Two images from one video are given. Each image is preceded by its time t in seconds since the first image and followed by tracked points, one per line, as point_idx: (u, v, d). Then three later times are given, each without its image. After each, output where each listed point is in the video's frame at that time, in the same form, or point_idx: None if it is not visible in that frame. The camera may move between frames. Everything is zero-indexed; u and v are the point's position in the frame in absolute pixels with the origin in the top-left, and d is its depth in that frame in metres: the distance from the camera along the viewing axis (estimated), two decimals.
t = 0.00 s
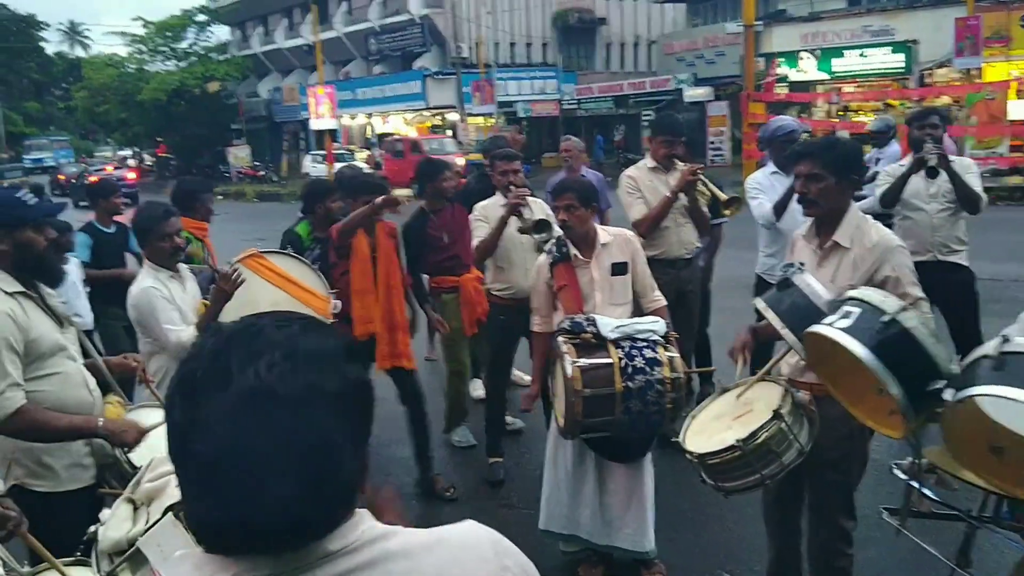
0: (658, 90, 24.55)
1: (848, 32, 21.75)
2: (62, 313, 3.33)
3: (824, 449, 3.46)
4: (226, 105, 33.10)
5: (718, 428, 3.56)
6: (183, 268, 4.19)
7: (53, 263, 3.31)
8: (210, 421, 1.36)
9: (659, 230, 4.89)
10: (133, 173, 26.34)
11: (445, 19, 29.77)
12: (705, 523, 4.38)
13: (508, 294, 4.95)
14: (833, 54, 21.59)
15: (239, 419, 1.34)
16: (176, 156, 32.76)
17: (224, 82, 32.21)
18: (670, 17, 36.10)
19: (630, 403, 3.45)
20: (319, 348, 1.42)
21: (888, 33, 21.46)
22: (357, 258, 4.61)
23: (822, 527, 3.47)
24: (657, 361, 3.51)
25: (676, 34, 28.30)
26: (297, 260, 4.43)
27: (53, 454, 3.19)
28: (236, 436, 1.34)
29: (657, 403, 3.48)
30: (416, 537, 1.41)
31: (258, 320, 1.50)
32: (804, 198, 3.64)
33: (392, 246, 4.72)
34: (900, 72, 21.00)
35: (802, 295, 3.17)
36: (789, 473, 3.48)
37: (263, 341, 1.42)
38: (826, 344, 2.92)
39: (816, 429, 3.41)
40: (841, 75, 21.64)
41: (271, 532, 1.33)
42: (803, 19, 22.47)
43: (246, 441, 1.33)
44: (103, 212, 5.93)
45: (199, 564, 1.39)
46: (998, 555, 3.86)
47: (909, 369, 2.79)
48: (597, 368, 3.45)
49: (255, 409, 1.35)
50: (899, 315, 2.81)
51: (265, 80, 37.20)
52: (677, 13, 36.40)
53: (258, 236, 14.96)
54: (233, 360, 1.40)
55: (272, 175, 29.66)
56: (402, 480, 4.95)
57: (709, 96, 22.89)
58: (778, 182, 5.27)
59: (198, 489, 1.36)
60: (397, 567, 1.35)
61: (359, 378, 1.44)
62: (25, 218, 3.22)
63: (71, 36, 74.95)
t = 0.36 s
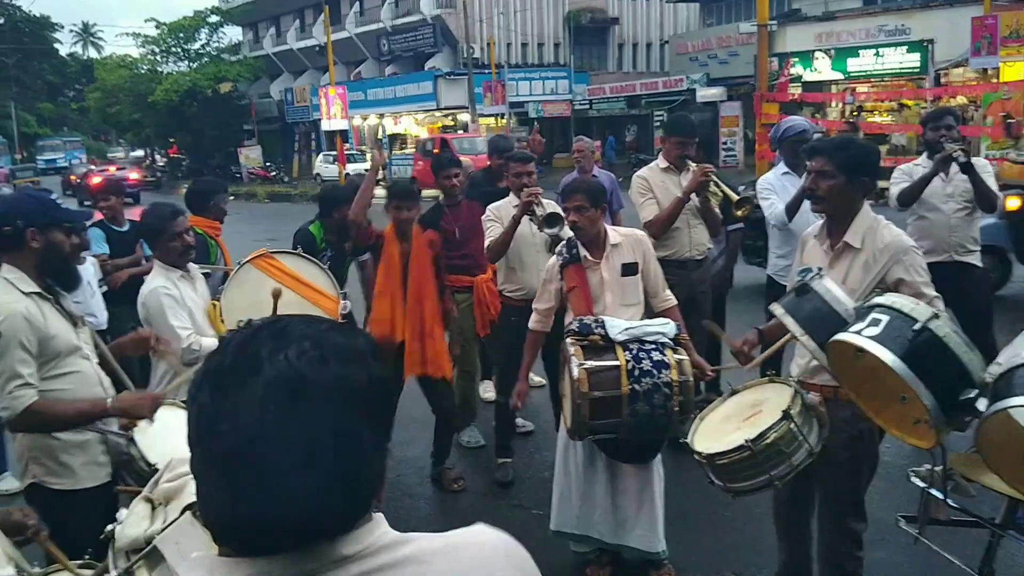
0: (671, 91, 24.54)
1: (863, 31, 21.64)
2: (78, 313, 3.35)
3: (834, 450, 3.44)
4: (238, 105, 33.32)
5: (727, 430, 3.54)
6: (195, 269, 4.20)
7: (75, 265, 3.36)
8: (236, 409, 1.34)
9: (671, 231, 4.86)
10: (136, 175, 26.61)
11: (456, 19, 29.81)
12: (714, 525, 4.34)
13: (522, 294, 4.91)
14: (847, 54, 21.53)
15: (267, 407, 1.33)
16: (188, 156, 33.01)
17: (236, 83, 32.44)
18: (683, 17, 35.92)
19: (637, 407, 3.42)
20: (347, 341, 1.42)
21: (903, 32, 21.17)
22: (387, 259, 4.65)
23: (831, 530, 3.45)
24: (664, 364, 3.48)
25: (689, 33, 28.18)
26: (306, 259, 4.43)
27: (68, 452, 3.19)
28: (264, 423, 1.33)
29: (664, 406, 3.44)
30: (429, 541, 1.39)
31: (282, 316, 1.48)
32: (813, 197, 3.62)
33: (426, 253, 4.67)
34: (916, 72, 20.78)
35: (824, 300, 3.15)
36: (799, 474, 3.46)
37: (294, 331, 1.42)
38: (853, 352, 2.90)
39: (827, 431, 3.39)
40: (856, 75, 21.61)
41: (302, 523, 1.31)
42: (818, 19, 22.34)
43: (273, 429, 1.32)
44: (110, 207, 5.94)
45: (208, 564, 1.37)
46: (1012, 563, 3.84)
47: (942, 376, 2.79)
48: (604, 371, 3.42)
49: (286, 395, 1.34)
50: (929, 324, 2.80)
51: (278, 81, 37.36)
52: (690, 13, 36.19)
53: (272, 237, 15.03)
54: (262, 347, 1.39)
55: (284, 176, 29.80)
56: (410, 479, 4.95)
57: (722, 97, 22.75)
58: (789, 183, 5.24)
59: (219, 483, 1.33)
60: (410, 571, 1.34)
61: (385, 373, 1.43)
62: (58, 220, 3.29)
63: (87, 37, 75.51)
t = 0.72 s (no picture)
0: (682, 91, 24.05)
1: (878, 31, 21.59)
2: (93, 313, 3.37)
3: (847, 454, 3.39)
4: (250, 106, 33.52)
5: (739, 433, 3.51)
6: (205, 268, 4.19)
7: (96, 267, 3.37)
8: (223, 427, 1.34)
9: (684, 232, 4.83)
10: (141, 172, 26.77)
11: (467, 19, 29.86)
12: (726, 527, 4.30)
13: (532, 296, 4.83)
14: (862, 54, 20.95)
15: (252, 427, 1.32)
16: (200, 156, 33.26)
17: (247, 84, 32.66)
18: (695, 18, 35.81)
19: (651, 408, 3.38)
20: (335, 356, 1.39)
21: (919, 32, 21.24)
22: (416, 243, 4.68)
23: (845, 534, 3.40)
24: (678, 365, 3.44)
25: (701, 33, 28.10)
26: (319, 262, 4.43)
27: (80, 448, 3.21)
28: (246, 441, 1.32)
29: (678, 407, 3.41)
30: (427, 546, 1.38)
31: (278, 325, 1.46)
32: (826, 198, 3.59)
33: (454, 240, 4.79)
34: (932, 72, 20.02)
35: (834, 301, 3.09)
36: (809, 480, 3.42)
37: (280, 347, 1.39)
38: (861, 352, 2.86)
39: (839, 433, 3.35)
40: (870, 75, 21.08)
41: (296, 523, 1.31)
42: (832, 18, 22.25)
43: (258, 447, 1.32)
44: (118, 206, 5.98)
45: (215, 562, 1.40)
46: None
47: (946, 375, 2.75)
48: (618, 371, 3.39)
49: (267, 420, 1.32)
50: (933, 323, 2.77)
51: (290, 81, 37.55)
52: (703, 13, 36.09)
53: (286, 235, 15.08)
54: (245, 369, 1.37)
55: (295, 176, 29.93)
56: (420, 478, 4.94)
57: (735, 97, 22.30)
58: (803, 183, 5.19)
59: (214, 496, 1.33)
60: (407, 572, 1.35)
61: (371, 387, 1.40)
62: (86, 230, 3.27)
63: (100, 38, 75.88)
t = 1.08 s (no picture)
0: (695, 91, 24.37)
1: (894, 29, 21.44)
2: (106, 312, 3.38)
3: (863, 458, 3.35)
4: (261, 106, 33.70)
5: (753, 434, 3.48)
6: (217, 269, 4.19)
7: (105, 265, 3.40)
8: (249, 395, 1.34)
9: (695, 232, 4.80)
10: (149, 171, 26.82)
11: (478, 19, 29.85)
12: (740, 532, 4.25)
13: (543, 296, 4.79)
14: (877, 53, 21.06)
15: (272, 399, 1.32)
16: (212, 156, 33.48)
17: (259, 84, 32.84)
18: (707, 17, 35.62)
19: (667, 410, 3.36)
20: (358, 341, 1.39)
21: (935, 31, 20.99)
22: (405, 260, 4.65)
23: (862, 538, 3.35)
24: (694, 366, 3.41)
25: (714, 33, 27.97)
26: (332, 264, 4.43)
27: (92, 448, 3.22)
28: (267, 417, 1.32)
29: (695, 409, 3.37)
30: (444, 540, 1.38)
31: (305, 315, 1.47)
32: (836, 201, 3.55)
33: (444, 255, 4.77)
34: (948, 71, 20.25)
35: (840, 297, 3.13)
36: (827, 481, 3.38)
37: (309, 328, 1.41)
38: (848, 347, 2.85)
39: (857, 438, 3.30)
40: (885, 75, 21.18)
41: (306, 503, 1.30)
42: (847, 17, 22.09)
43: (272, 426, 1.31)
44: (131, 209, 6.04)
45: (228, 555, 1.37)
46: None
47: (932, 370, 2.70)
48: (632, 375, 3.36)
49: (292, 390, 1.32)
50: (919, 317, 2.72)
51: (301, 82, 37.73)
52: (715, 12, 35.91)
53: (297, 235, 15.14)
54: (272, 345, 1.39)
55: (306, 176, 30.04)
56: (431, 480, 4.92)
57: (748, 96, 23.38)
58: (816, 183, 5.15)
59: (235, 476, 1.33)
60: (424, 568, 1.33)
61: (390, 376, 1.38)
62: (89, 222, 3.31)
63: (114, 38, 76.49)
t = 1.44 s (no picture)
0: (706, 91, 23.88)
1: (908, 29, 21.35)
2: (115, 312, 3.39)
3: (877, 464, 3.34)
4: (272, 106, 33.82)
5: (767, 439, 3.46)
6: (228, 268, 4.19)
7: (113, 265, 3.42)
8: (252, 407, 1.34)
9: (706, 233, 4.76)
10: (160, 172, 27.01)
11: (489, 19, 29.80)
12: (752, 535, 4.23)
13: (552, 297, 4.76)
14: (891, 53, 20.48)
15: (277, 407, 1.32)
16: (223, 156, 33.64)
17: (269, 84, 32.95)
18: (719, 16, 35.41)
19: (678, 411, 3.34)
20: (361, 347, 1.40)
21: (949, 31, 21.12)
22: (392, 253, 4.76)
23: (876, 543, 3.34)
24: (704, 367, 3.40)
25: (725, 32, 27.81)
26: (342, 265, 4.43)
27: (105, 448, 3.24)
28: (272, 422, 1.31)
29: (705, 410, 3.36)
30: (452, 544, 1.39)
31: (308, 320, 1.47)
32: (846, 205, 3.53)
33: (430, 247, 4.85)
34: (964, 70, 19.76)
35: (852, 294, 3.11)
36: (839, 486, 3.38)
37: (311, 335, 1.41)
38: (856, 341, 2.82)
39: (870, 442, 3.29)
40: (899, 75, 20.65)
41: (313, 512, 1.29)
42: (861, 17, 21.96)
43: (281, 431, 1.31)
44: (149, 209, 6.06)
45: (240, 558, 1.38)
46: None
47: (937, 368, 2.67)
48: (643, 375, 3.34)
49: (291, 399, 1.32)
50: (926, 313, 2.70)
51: (312, 82, 37.80)
52: (727, 11, 35.68)
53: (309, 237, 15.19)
54: (277, 351, 1.39)
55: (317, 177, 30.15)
56: (442, 481, 4.93)
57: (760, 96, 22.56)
58: (830, 183, 5.11)
59: (244, 483, 1.32)
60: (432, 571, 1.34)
61: (395, 380, 1.40)
62: (107, 224, 3.36)
63: (125, 38, 76.94)
